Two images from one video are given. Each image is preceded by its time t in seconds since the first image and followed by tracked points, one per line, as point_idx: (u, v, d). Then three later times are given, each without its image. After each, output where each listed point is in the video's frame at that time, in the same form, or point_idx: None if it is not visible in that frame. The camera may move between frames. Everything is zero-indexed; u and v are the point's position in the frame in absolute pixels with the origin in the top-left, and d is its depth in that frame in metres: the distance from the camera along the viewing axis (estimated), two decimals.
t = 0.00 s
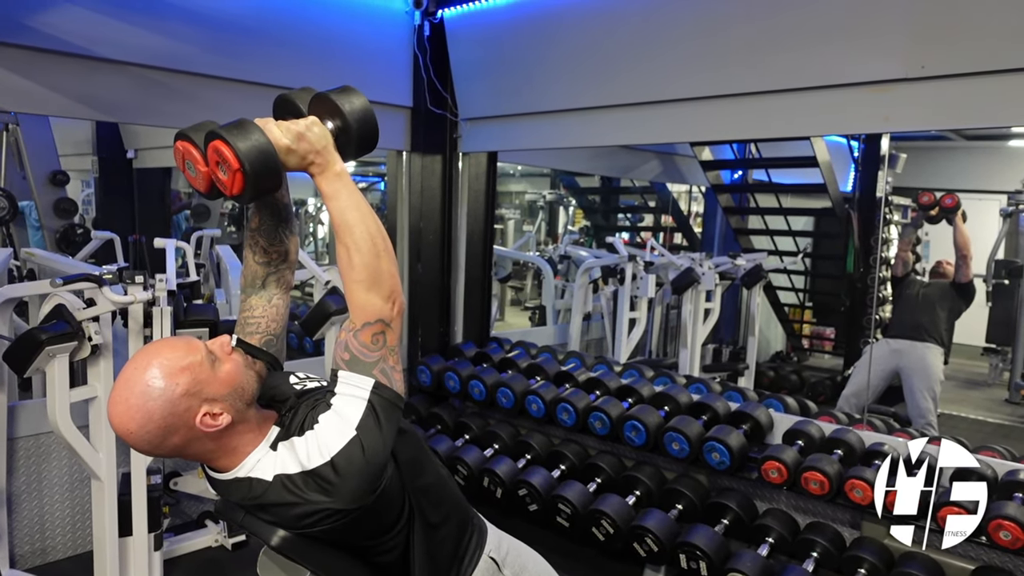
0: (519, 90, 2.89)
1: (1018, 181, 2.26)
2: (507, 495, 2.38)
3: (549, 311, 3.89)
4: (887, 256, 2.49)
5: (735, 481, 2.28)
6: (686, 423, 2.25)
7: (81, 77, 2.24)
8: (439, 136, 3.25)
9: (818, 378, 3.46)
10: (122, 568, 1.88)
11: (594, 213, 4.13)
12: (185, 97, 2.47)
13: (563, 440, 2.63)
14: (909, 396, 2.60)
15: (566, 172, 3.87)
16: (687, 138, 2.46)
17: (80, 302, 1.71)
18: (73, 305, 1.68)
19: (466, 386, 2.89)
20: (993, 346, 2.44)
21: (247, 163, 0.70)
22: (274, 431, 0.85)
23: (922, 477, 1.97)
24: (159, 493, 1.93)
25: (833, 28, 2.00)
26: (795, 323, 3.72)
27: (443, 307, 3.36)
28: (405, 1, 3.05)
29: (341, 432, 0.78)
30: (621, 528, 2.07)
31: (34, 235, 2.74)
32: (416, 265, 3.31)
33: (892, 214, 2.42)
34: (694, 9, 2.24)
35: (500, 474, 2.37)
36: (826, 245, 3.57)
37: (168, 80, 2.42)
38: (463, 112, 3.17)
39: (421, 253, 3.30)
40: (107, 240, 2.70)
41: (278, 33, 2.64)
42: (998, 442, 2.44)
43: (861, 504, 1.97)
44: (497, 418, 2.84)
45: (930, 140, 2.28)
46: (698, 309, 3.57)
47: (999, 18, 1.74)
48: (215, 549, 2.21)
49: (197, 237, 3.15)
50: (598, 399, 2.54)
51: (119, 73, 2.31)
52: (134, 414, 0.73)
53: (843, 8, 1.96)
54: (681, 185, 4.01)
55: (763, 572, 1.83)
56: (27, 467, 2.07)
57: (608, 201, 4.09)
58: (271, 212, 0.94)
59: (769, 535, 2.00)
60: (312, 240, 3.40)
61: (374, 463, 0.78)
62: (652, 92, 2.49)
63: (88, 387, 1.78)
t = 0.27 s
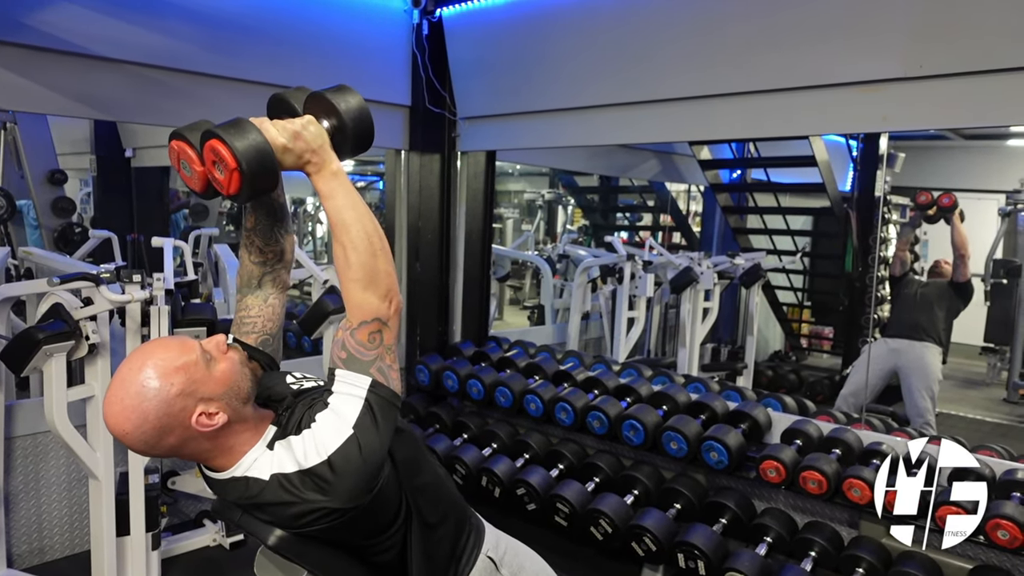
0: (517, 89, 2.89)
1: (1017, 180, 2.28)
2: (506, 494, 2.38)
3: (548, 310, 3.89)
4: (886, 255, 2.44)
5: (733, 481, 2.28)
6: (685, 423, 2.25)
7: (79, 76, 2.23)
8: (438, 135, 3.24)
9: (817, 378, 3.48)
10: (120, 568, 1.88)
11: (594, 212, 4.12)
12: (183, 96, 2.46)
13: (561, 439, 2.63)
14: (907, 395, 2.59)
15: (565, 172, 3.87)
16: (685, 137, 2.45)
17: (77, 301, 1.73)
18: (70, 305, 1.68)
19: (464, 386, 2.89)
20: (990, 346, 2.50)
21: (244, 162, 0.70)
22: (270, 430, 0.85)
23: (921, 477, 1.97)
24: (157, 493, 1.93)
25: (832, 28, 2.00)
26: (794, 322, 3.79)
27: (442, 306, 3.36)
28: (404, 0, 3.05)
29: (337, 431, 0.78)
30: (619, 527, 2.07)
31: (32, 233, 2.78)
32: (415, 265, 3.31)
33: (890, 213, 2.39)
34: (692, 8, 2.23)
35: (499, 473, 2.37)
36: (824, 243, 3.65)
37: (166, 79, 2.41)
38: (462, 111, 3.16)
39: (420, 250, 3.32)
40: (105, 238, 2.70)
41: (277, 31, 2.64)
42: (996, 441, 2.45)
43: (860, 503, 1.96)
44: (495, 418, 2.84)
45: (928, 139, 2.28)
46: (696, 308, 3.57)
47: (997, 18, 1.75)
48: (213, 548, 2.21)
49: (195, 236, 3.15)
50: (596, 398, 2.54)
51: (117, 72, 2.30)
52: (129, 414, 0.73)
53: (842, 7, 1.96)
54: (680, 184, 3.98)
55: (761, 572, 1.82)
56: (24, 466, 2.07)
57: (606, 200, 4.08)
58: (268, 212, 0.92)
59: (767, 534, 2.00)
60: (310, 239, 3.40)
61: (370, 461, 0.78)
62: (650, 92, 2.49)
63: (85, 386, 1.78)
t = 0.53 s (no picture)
0: (518, 89, 2.89)
1: (1019, 180, 2.27)
2: (506, 495, 2.37)
3: (549, 311, 3.89)
4: (887, 256, 2.48)
5: (734, 482, 2.28)
6: (686, 423, 2.24)
7: (80, 76, 2.23)
8: (439, 135, 3.24)
9: (818, 378, 3.44)
10: (120, 567, 1.88)
11: (595, 212, 4.12)
12: (185, 96, 2.46)
13: (562, 439, 2.62)
14: (909, 395, 2.59)
15: (566, 172, 3.86)
16: (687, 138, 2.45)
17: (78, 301, 1.73)
18: (70, 304, 1.68)
19: (465, 386, 2.89)
20: (993, 347, 2.44)
21: (248, 164, 0.69)
22: (271, 430, 0.84)
23: (922, 477, 1.96)
24: (157, 493, 1.93)
25: (834, 28, 2.00)
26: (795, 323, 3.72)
27: (443, 306, 3.36)
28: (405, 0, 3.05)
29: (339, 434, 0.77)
30: (620, 528, 2.07)
31: (33, 233, 2.74)
32: (416, 265, 3.31)
33: (892, 214, 2.41)
34: (694, 8, 2.23)
35: (499, 474, 2.37)
36: (826, 245, 3.56)
37: (167, 79, 2.41)
38: (463, 111, 3.16)
39: (421, 251, 3.30)
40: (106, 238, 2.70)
41: (278, 31, 2.63)
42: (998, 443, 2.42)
43: (861, 504, 1.96)
44: (496, 418, 2.84)
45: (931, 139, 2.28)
46: (697, 308, 3.57)
47: (1000, 18, 1.74)
48: (214, 548, 2.20)
49: (197, 236, 3.15)
50: (597, 399, 2.54)
51: (118, 72, 2.30)
52: (129, 415, 0.73)
53: (844, 7, 1.96)
54: (681, 185, 3.99)
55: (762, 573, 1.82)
56: (25, 466, 2.07)
57: (608, 200, 4.08)
58: (271, 214, 0.93)
59: (768, 535, 1.99)
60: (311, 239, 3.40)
61: (371, 462, 0.78)
62: (652, 92, 2.48)
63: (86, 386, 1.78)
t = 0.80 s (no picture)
0: (517, 89, 2.89)
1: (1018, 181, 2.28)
2: (505, 495, 2.37)
3: (548, 311, 3.88)
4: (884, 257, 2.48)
5: (735, 483, 2.26)
6: (685, 424, 2.24)
7: (79, 75, 2.23)
8: (438, 135, 3.24)
9: (817, 380, 3.44)
10: (117, 568, 1.87)
11: (594, 213, 4.11)
12: (183, 95, 2.46)
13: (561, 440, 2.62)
14: (908, 397, 2.59)
15: (566, 172, 3.86)
16: (686, 138, 2.45)
17: (76, 301, 1.71)
18: (68, 304, 1.67)
19: (464, 386, 2.89)
20: (992, 348, 2.43)
21: (267, 182, 0.69)
22: (272, 429, 0.84)
23: (923, 477, 1.96)
24: (155, 493, 1.92)
25: (834, 29, 2.00)
26: (794, 323, 3.74)
27: (442, 306, 3.36)
28: None
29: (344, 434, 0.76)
30: (619, 529, 2.06)
31: (32, 233, 2.78)
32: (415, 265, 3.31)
33: (891, 215, 2.41)
34: (693, 9, 2.23)
35: (498, 474, 2.36)
36: (828, 245, 3.54)
37: (166, 78, 2.41)
38: (462, 111, 3.16)
39: (420, 250, 3.31)
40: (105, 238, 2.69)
41: (277, 31, 2.63)
42: (998, 444, 2.40)
43: (860, 505, 1.96)
44: (495, 418, 2.83)
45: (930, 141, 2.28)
46: (696, 309, 3.57)
47: (999, 19, 1.74)
48: (212, 549, 2.20)
49: (196, 236, 3.14)
50: (596, 399, 2.54)
51: (117, 71, 2.30)
52: (129, 413, 0.73)
53: (843, 7, 1.96)
54: (680, 185, 4.00)
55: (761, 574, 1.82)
56: (23, 465, 2.07)
57: (607, 201, 4.08)
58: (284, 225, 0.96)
59: (767, 536, 1.99)
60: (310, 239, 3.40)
61: (373, 467, 0.77)
62: (652, 92, 2.48)
63: (83, 386, 1.77)
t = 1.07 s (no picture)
0: (515, 89, 2.88)
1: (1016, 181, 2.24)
2: (503, 495, 2.36)
3: (546, 311, 3.89)
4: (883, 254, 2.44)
5: (734, 484, 2.25)
6: (683, 424, 2.24)
7: (75, 73, 2.22)
8: (436, 134, 3.23)
9: (815, 379, 3.48)
10: (114, 568, 1.87)
11: (593, 212, 4.11)
12: (180, 94, 2.45)
13: (559, 440, 2.61)
14: (906, 396, 2.59)
15: (564, 172, 3.86)
16: (685, 138, 2.45)
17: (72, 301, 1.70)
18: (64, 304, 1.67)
19: (462, 386, 2.89)
20: (989, 347, 2.43)
21: (282, 211, 0.67)
22: (270, 426, 0.84)
23: (922, 477, 1.96)
24: (152, 493, 1.92)
25: (832, 29, 2.00)
26: (793, 323, 3.73)
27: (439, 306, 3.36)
28: None
29: (351, 435, 0.76)
30: (616, 529, 2.06)
31: (29, 232, 2.76)
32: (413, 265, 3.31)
33: (889, 215, 2.39)
34: (691, 8, 2.23)
35: (496, 474, 2.36)
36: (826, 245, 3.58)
37: (163, 77, 2.40)
38: (460, 110, 3.15)
39: (418, 249, 3.30)
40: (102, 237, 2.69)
41: (275, 30, 2.62)
42: (995, 444, 2.41)
43: (858, 505, 1.96)
44: (492, 418, 2.83)
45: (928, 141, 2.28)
46: (695, 309, 3.57)
47: (998, 20, 1.74)
48: (209, 549, 2.19)
49: (194, 235, 3.13)
50: (594, 399, 2.53)
51: (114, 69, 2.29)
52: (124, 415, 0.74)
53: (842, 7, 1.96)
54: (678, 186, 4.09)
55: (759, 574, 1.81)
56: (18, 465, 2.06)
57: (606, 201, 4.08)
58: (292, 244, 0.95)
59: (765, 536, 1.99)
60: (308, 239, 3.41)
61: (373, 471, 0.76)
62: (650, 92, 2.48)
63: (80, 386, 1.76)
